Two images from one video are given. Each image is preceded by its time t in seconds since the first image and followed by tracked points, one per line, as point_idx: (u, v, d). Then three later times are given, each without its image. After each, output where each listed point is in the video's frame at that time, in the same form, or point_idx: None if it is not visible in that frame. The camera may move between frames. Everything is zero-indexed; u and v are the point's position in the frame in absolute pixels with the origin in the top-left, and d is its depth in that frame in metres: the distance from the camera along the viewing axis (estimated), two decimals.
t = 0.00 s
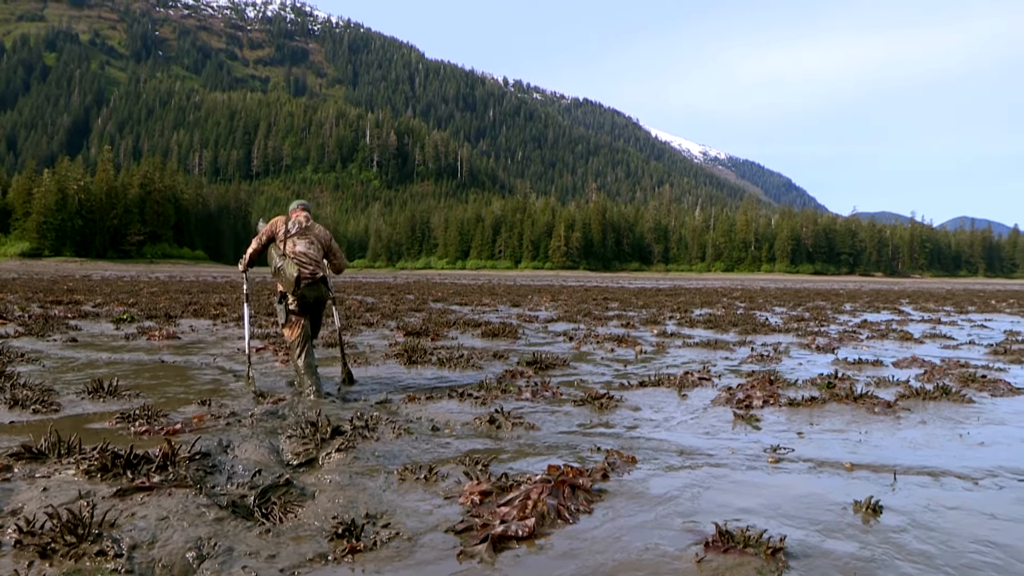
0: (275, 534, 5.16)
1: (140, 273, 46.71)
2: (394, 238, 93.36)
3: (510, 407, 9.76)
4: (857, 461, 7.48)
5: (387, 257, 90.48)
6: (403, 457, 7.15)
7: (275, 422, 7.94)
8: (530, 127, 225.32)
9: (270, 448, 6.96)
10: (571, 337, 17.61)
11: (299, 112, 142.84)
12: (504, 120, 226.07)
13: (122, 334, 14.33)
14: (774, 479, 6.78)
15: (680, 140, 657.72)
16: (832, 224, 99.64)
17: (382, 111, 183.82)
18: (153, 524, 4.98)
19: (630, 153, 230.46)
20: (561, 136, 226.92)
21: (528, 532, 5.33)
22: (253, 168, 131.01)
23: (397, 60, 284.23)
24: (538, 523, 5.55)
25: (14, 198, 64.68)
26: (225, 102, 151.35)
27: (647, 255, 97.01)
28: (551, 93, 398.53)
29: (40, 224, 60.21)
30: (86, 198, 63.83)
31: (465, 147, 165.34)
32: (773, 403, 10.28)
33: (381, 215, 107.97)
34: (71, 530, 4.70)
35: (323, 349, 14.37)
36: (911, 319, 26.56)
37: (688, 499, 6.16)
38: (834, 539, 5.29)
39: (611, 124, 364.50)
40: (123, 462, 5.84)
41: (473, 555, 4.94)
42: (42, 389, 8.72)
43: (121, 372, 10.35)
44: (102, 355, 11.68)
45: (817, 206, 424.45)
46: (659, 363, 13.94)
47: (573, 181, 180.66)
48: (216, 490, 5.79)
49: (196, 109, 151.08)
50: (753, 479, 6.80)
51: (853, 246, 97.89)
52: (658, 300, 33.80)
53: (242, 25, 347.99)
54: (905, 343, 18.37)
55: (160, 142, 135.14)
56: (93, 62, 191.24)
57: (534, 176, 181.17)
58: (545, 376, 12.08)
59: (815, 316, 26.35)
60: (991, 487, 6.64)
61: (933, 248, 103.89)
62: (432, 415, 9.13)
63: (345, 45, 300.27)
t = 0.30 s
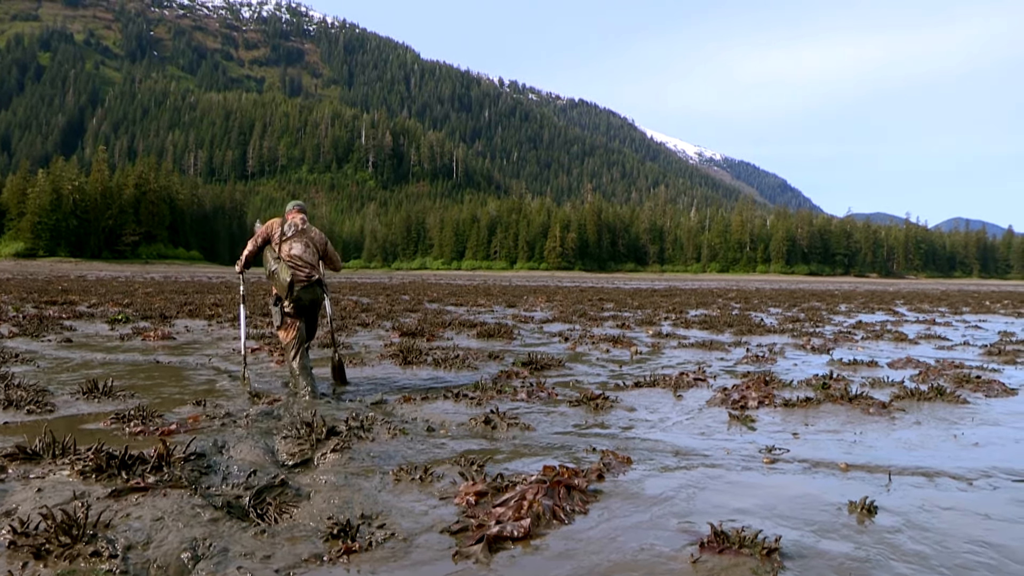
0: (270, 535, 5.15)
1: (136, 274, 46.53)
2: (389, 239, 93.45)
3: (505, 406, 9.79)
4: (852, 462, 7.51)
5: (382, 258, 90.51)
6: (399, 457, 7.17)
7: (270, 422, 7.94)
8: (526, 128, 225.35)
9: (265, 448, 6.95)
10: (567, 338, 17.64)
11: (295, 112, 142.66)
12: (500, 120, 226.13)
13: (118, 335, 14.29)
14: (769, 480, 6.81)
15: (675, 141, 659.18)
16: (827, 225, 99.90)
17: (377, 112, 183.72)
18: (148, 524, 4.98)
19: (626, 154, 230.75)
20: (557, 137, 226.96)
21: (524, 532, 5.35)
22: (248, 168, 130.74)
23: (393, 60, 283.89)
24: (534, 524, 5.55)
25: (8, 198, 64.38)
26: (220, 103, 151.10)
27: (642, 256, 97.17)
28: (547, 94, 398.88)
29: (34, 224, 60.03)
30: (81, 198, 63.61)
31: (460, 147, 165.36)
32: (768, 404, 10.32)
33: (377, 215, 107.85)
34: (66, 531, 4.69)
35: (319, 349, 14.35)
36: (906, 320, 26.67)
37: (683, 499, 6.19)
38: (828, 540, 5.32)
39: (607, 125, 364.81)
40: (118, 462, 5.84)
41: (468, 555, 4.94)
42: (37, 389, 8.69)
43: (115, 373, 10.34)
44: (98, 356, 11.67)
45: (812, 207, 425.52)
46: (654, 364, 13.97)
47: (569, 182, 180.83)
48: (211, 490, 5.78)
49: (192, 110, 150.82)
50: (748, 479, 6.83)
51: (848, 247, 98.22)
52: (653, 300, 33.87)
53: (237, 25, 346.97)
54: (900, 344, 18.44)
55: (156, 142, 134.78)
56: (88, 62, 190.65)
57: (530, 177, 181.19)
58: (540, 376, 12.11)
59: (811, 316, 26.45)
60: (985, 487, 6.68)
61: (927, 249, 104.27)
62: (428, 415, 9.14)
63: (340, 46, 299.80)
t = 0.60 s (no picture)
0: (269, 536, 5.15)
1: (135, 274, 46.49)
2: (388, 239, 93.51)
3: (504, 406, 9.79)
4: (851, 461, 7.52)
5: (382, 258, 90.48)
6: (398, 457, 7.17)
7: (269, 422, 7.95)
8: (525, 128, 225.34)
9: (264, 448, 6.95)
10: (566, 337, 17.63)
11: (294, 112, 142.63)
12: (499, 120, 226.20)
13: (117, 335, 14.25)
14: (768, 479, 6.82)
15: (674, 141, 660.51)
16: (826, 225, 99.92)
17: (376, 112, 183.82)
18: (147, 525, 4.98)
19: (625, 154, 230.84)
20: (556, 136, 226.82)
21: (523, 532, 5.35)
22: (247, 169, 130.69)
23: (392, 60, 283.81)
24: (533, 523, 5.56)
25: (8, 198, 64.44)
26: (220, 103, 151.13)
27: (641, 255, 97.18)
28: (547, 93, 398.98)
29: (34, 225, 60.03)
30: (80, 198, 63.69)
31: (459, 147, 165.31)
32: (766, 403, 10.32)
33: (375, 215, 107.77)
34: (64, 531, 4.69)
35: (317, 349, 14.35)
36: (906, 319, 26.65)
37: (682, 499, 6.18)
38: (828, 539, 5.33)
39: (606, 124, 364.69)
40: (118, 462, 5.84)
41: (468, 555, 4.95)
42: (36, 389, 8.69)
43: (115, 373, 10.34)
44: (97, 356, 11.65)
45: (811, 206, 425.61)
46: (653, 363, 13.94)
47: (568, 182, 180.83)
48: (210, 490, 5.79)
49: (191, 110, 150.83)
50: (747, 479, 6.84)
51: (848, 246, 98.24)
52: (652, 300, 33.80)
53: (237, 25, 346.95)
54: (899, 343, 18.45)
55: (155, 142, 134.83)
56: (87, 62, 190.62)
57: (529, 176, 181.17)
58: (540, 376, 12.09)
59: (809, 315, 26.44)
60: (984, 486, 6.69)
61: (927, 248, 104.34)
62: (427, 415, 9.14)
63: (339, 46, 299.70)
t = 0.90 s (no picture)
0: (267, 537, 5.12)
1: (133, 274, 46.41)
2: (386, 242, 93.52)
3: (502, 410, 9.76)
4: (849, 466, 7.51)
5: (379, 260, 90.41)
6: (396, 459, 7.13)
7: (267, 423, 7.91)
8: (524, 132, 225.68)
9: (262, 450, 6.93)
10: (564, 341, 17.62)
11: (293, 114, 142.71)
12: (497, 124, 226.58)
13: (114, 335, 14.20)
14: (765, 483, 6.81)
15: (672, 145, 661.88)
16: (824, 230, 100.03)
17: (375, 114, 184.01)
18: (144, 526, 4.95)
19: (624, 158, 231.26)
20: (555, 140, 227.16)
21: (521, 536, 5.33)
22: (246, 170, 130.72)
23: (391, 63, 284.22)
24: (531, 526, 5.54)
25: (6, 197, 64.37)
26: (219, 103, 151.16)
27: (639, 259, 97.14)
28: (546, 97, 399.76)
29: (31, 224, 59.89)
30: (78, 198, 63.56)
31: (457, 150, 165.44)
32: (764, 408, 10.32)
33: (373, 218, 107.72)
34: (61, 532, 4.67)
35: (315, 351, 14.32)
36: (903, 325, 26.68)
37: (680, 503, 6.17)
38: (824, 543, 5.32)
39: (605, 129, 365.30)
40: (115, 463, 5.81)
41: (466, 557, 4.93)
42: (33, 390, 8.65)
43: (112, 373, 10.28)
44: (94, 356, 11.60)
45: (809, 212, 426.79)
46: (651, 368, 13.94)
47: (567, 186, 181.08)
48: (208, 492, 5.76)
49: (191, 110, 150.84)
50: (744, 483, 6.83)
51: (845, 252, 98.50)
52: (649, 304, 33.83)
53: (237, 26, 347.26)
54: (896, 349, 18.48)
55: (153, 142, 134.75)
56: (87, 62, 190.62)
57: (528, 180, 181.27)
58: (537, 380, 12.06)
59: (806, 321, 26.46)
60: (980, 491, 6.69)
61: (924, 255, 104.66)
62: (425, 418, 9.10)
63: (339, 48, 300.17)
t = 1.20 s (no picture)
0: (264, 540, 5.13)
1: (130, 278, 46.38)
2: (382, 246, 93.56)
3: (498, 414, 9.76)
4: (844, 471, 7.54)
5: (375, 265, 90.48)
6: (392, 464, 7.13)
7: (263, 428, 7.92)
8: (520, 137, 226.09)
9: (259, 454, 6.92)
10: (560, 346, 17.62)
11: (289, 119, 142.78)
12: (493, 128, 226.91)
13: (111, 340, 14.17)
14: (760, 489, 6.83)
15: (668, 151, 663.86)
16: (819, 235, 100.40)
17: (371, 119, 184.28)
18: (142, 530, 4.95)
19: (619, 163, 231.82)
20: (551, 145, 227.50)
21: (517, 541, 5.34)
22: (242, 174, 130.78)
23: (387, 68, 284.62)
24: (527, 531, 5.55)
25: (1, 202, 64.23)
26: (215, 108, 151.12)
27: (635, 264, 97.16)
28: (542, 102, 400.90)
29: (26, 228, 59.76)
30: (74, 203, 63.31)
31: (453, 155, 165.60)
32: (760, 413, 10.35)
33: (369, 222, 107.65)
34: (58, 536, 4.66)
35: (310, 356, 14.31)
36: (899, 330, 26.82)
37: (676, 508, 6.18)
38: (820, 548, 5.34)
39: (601, 134, 366.25)
40: (111, 467, 5.81)
41: (462, 562, 4.93)
42: (29, 394, 8.62)
43: (108, 378, 10.24)
44: (89, 361, 11.56)
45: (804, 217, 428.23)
46: (647, 372, 13.98)
47: (562, 191, 181.54)
48: (205, 495, 5.76)
49: (187, 115, 150.72)
50: (740, 488, 6.85)
51: (840, 257, 98.98)
52: (644, 309, 33.94)
53: (233, 31, 347.60)
54: (891, 354, 18.56)
55: (149, 147, 134.70)
56: (83, 66, 190.54)
57: (523, 185, 181.49)
58: (533, 385, 12.06)
59: (802, 326, 26.54)
60: (975, 496, 6.72)
61: (920, 260, 104.98)
62: (421, 423, 9.10)
63: (335, 53, 300.64)
